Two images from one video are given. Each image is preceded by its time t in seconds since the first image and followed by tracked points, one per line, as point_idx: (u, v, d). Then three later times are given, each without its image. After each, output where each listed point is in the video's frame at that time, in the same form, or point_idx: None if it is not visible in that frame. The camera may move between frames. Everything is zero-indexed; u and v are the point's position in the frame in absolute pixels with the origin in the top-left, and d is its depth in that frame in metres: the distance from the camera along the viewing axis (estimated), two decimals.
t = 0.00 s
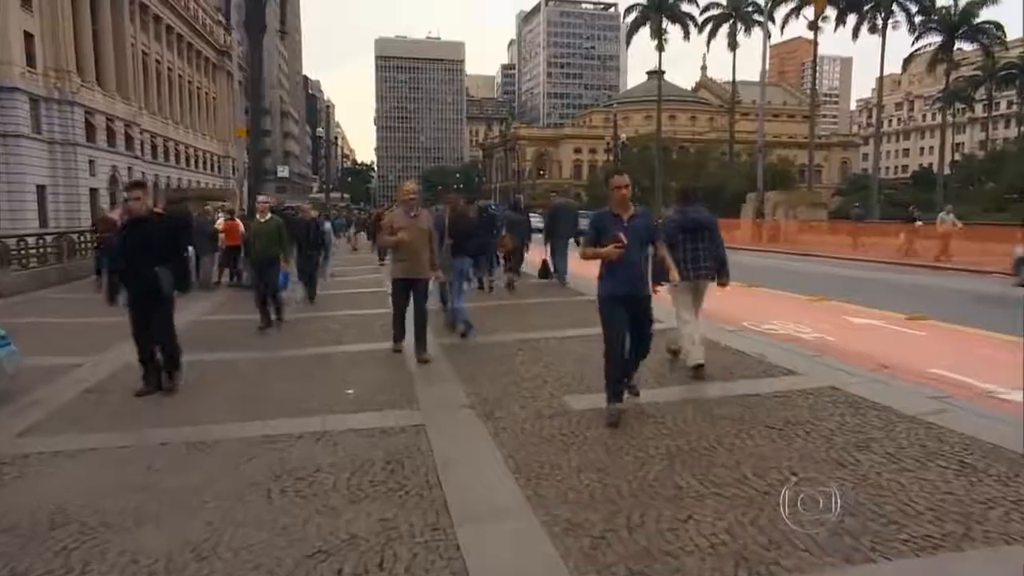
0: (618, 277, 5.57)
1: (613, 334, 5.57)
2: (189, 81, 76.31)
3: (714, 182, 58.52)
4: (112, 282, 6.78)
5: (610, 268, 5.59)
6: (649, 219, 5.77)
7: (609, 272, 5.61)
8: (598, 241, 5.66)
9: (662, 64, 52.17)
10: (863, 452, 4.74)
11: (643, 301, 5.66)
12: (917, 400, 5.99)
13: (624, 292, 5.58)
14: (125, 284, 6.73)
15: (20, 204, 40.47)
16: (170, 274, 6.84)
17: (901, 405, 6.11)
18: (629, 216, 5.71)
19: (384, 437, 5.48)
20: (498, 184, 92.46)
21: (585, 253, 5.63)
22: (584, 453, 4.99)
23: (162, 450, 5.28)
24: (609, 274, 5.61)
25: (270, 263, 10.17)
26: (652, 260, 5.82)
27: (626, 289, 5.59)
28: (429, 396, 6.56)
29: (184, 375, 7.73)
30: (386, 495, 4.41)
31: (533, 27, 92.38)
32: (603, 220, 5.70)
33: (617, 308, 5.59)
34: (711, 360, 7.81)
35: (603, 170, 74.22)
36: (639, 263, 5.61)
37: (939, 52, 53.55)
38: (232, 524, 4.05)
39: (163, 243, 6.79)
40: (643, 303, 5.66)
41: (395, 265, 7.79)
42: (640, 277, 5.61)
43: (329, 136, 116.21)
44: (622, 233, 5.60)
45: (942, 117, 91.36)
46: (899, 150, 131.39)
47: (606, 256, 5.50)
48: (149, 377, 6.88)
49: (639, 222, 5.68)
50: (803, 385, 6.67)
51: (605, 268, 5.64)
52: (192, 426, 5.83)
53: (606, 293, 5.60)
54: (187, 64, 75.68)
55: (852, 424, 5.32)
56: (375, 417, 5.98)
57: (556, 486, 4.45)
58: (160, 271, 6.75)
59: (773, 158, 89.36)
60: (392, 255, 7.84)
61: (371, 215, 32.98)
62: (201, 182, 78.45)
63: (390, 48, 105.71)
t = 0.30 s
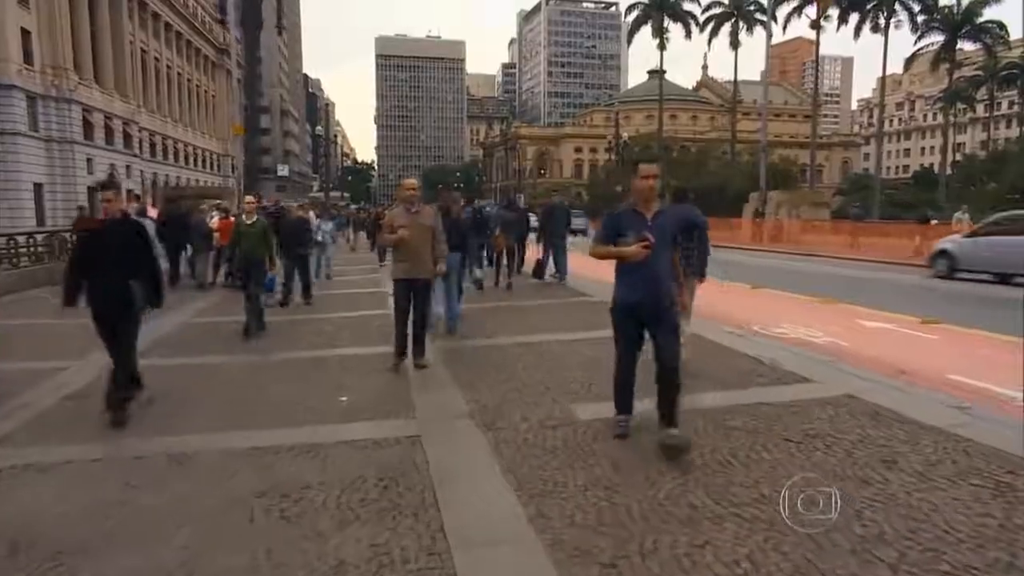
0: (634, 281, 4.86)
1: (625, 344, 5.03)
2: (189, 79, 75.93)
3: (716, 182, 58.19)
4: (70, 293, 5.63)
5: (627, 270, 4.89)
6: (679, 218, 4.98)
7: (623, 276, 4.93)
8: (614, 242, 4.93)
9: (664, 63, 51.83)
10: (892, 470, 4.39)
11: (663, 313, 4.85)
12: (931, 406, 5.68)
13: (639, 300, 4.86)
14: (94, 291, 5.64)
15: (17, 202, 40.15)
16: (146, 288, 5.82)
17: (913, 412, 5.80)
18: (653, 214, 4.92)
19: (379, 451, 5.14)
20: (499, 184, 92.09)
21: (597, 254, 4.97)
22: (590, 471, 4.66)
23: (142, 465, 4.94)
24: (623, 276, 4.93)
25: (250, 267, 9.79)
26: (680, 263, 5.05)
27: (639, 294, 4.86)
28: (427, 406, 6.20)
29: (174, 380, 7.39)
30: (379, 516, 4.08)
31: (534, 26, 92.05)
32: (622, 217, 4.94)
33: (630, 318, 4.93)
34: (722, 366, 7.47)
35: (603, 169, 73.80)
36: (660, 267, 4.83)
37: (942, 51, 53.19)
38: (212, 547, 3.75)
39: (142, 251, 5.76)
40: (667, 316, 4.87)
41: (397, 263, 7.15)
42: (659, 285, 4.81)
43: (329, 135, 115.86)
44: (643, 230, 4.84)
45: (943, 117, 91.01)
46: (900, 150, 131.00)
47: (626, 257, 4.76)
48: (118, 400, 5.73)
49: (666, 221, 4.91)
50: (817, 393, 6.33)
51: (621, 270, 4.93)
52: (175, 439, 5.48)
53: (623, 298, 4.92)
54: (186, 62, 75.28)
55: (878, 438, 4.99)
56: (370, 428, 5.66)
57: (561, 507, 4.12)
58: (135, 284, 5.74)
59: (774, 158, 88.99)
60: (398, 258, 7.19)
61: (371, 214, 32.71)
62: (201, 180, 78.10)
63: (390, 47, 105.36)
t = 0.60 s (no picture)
0: (674, 296, 4.16)
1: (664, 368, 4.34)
2: (187, 76, 75.52)
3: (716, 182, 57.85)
4: (31, 303, 5.23)
5: (663, 283, 4.20)
6: (728, 224, 4.31)
7: (660, 290, 4.23)
8: (649, 246, 4.26)
9: (664, 64, 51.55)
10: (919, 491, 4.10)
11: (706, 333, 4.19)
12: (954, 420, 5.40)
13: (681, 318, 4.17)
14: (46, 295, 5.18)
15: (13, 199, 39.83)
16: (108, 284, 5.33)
17: (933, 424, 5.53)
18: (699, 219, 4.23)
19: (371, 466, 4.84)
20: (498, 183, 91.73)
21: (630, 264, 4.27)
22: (595, 489, 4.36)
23: (118, 482, 4.64)
24: (662, 291, 4.22)
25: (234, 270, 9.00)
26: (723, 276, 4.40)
27: (682, 313, 4.16)
28: (423, 416, 5.90)
29: (160, 386, 7.12)
30: (367, 543, 3.76)
31: (533, 25, 91.78)
32: (667, 214, 4.25)
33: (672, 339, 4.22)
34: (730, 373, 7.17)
35: (603, 169, 73.52)
36: (705, 279, 4.18)
37: (942, 52, 52.82)
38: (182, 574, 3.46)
39: (92, 247, 5.21)
40: (710, 338, 4.21)
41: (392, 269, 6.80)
42: (703, 301, 4.17)
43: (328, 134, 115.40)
44: (686, 238, 4.18)
45: (944, 118, 90.71)
46: (900, 151, 130.57)
47: (665, 266, 4.10)
48: (93, 413, 5.42)
49: (713, 228, 4.24)
50: (832, 403, 6.04)
51: (654, 288, 4.27)
52: (155, 451, 5.19)
53: (660, 317, 4.22)
54: (184, 60, 74.96)
55: (901, 454, 4.68)
56: (361, 439, 5.38)
57: (565, 533, 3.80)
58: (93, 287, 5.23)
59: (774, 158, 88.60)
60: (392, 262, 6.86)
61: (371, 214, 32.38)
62: (199, 179, 77.72)
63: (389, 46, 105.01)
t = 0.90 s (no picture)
0: (714, 319, 3.34)
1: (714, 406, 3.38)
2: (187, 76, 75.22)
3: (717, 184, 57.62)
4: None
5: (707, 301, 3.37)
6: (787, 229, 3.50)
7: (699, 309, 3.40)
8: (694, 264, 3.41)
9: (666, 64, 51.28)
10: (951, 515, 3.80)
11: (755, 364, 3.36)
12: (983, 435, 5.10)
13: (723, 346, 3.33)
14: None
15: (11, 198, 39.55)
16: (57, 298, 4.82)
17: (959, 438, 5.22)
18: (748, 222, 3.42)
19: (362, 483, 4.55)
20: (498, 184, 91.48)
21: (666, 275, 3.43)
22: (600, 510, 4.07)
23: (91, 498, 4.35)
24: (703, 312, 3.38)
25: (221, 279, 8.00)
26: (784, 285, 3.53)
27: (728, 338, 3.32)
28: (419, 427, 5.59)
29: (147, 392, 6.85)
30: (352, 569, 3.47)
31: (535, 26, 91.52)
32: (708, 220, 3.42)
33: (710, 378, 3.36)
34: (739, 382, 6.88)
35: (604, 170, 73.28)
36: (761, 298, 3.36)
37: (945, 53, 52.52)
38: None
39: (38, 255, 4.68)
40: (757, 369, 3.40)
41: (380, 270, 6.45)
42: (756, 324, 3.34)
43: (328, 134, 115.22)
44: (737, 245, 3.36)
45: (945, 120, 90.44)
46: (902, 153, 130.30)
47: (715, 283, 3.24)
48: (64, 425, 5.08)
49: (767, 232, 3.43)
50: (850, 415, 5.74)
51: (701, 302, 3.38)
52: (133, 465, 4.89)
53: (696, 344, 3.39)
54: (184, 60, 74.66)
55: (927, 473, 4.38)
56: (352, 454, 5.08)
57: (569, 562, 3.50)
58: (29, 305, 4.61)
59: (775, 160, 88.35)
60: (379, 262, 6.48)
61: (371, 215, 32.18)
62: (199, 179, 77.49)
63: (390, 46, 104.74)
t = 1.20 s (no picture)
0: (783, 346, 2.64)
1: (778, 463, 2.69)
2: (189, 74, 74.95)
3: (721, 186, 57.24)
4: None
5: (773, 324, 2.66)
6: (870, 232, 2.77)
7: (764, 332, 2.70)
8: (758, 279, 2.68)
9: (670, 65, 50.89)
10: (994, 547, 3.49)
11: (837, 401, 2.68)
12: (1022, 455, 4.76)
13: (800, 380, 2.63)
14: None
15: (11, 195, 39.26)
16: None
17: (995, 456, 4.86)
18: (824, 224, 2.66)
19: (347, 503, 4.23)
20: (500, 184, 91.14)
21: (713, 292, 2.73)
22: (611, 537, 3.76)
23: (59, 519, 4.03)
24: (766, 334, 2.69)
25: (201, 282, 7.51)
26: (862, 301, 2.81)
27: (794, 371, 2.64)
28: (415, 440, 5.26)
29: (126, 399, 6.53)
30: None
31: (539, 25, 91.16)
32: (768, 230, 2.64)
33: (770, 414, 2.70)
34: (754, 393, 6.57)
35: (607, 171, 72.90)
36: (837, 317, 2.65)
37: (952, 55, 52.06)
38: None
39: None
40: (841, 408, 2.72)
41: (377, 274, 6.04)
42: (828, 352, 2.64)
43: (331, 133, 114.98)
44: (810, 252, 2.62)
45: (950, 122, 89.94)
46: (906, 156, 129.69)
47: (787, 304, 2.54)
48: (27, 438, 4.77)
49: (852, 234, 2.68)
50: (873, 430, 5.41)
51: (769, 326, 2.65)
52: (108, 478, 4.61)
53: (770, 380, 2.66)
54: (187, 57, 74.37)
55: (962, 497, 4.07)
56: (341, 469, 4.77)
57: None
58: None
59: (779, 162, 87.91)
60: (376, 265, 6.08)
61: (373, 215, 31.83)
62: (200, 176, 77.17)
63: (393, 44, 104.43)
